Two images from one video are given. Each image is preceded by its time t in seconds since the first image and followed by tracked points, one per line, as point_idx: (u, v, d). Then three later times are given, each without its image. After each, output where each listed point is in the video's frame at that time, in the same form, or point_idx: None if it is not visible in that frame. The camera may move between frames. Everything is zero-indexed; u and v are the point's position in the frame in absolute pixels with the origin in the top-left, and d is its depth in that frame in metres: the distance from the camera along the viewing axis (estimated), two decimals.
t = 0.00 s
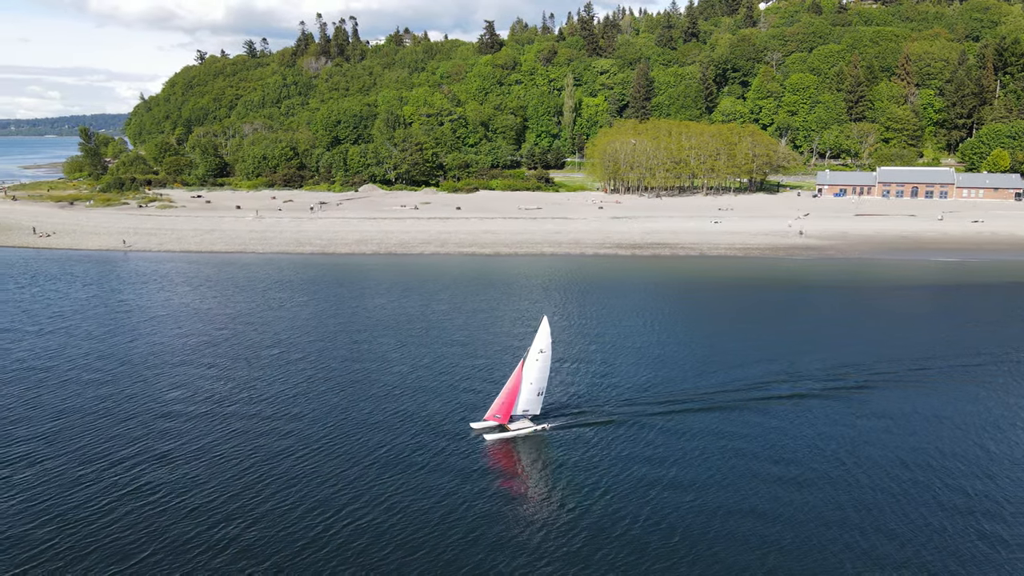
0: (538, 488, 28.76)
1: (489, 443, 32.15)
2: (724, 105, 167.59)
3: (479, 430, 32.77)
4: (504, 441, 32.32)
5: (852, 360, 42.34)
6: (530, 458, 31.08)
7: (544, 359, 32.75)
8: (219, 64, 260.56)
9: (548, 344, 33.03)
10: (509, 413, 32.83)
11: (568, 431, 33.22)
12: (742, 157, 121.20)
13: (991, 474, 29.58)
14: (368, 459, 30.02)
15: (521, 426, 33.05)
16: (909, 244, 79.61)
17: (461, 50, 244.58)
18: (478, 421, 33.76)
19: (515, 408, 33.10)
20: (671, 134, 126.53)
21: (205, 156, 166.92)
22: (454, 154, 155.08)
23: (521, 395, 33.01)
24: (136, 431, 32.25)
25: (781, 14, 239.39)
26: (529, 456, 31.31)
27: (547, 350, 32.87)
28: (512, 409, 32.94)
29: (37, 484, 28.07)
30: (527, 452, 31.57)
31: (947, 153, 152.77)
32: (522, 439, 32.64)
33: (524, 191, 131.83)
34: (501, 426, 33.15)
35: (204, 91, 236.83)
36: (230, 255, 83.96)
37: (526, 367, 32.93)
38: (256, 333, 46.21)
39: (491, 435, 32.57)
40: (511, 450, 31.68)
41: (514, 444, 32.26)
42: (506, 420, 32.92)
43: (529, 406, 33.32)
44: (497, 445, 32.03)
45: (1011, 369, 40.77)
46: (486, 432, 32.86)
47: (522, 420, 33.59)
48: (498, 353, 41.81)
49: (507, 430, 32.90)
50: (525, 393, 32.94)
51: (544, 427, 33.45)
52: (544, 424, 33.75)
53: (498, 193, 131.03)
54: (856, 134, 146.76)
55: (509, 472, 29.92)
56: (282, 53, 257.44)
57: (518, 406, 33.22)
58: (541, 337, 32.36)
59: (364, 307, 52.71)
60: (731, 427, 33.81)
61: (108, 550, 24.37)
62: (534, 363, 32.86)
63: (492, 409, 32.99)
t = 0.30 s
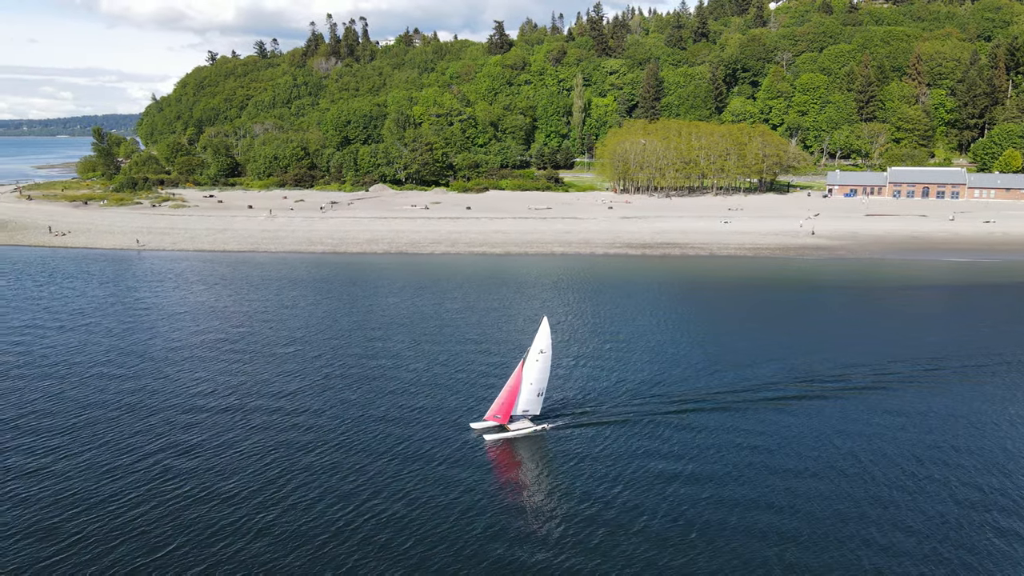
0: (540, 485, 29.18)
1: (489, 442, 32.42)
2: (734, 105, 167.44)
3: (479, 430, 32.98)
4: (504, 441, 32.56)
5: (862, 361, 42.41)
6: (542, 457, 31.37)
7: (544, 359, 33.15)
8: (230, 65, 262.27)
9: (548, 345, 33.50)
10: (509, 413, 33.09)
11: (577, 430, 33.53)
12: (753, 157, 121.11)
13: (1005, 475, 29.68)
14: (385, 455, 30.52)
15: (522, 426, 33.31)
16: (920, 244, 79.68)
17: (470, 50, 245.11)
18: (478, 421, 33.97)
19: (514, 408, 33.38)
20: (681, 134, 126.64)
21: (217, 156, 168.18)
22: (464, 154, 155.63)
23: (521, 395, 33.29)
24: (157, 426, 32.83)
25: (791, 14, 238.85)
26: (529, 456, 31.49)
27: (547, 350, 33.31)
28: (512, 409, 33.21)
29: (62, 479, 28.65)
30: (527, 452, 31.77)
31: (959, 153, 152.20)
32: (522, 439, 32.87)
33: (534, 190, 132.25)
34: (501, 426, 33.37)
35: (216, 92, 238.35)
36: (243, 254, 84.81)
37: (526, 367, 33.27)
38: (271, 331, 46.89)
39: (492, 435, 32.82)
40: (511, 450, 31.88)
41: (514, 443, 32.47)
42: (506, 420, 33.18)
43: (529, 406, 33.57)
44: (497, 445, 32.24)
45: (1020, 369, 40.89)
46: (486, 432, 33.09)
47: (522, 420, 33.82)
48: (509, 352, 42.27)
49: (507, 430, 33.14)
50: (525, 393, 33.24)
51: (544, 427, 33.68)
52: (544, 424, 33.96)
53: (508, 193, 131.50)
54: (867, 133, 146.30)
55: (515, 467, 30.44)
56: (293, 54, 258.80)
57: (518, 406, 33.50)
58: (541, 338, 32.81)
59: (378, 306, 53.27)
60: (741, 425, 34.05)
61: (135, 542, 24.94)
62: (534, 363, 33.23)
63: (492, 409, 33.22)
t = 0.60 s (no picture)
0: (539, 482, 29.36)
1: (488, 441, 32.59)
2: (743, 105, 167.32)
3: (478, 430, 33.03)
4: (504, 441, 32.63)
5: (869, 360, 42.48)
6: (553, 454, 31.68)
7: (543, 359, 33.34)
8: (241, 65, 263.89)
9: (547, 345, 33.75)
10: (509, 413, 33.11)
11: (587, 427, 33.82)
12: (762, 157, 121.06)
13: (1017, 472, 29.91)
14: (401, 452, 30.93)
15: (521, 426, 33.38)
16: (930, 244, 79.73)
17: (479, 51, 245.64)
18: (478, 421, 34.02)
19: (514, 408, 33.44)
20: (690, 134, 126.76)
21: (228, 156, 169.34)
22: (473, 154, 156.14)
23: (520, 395, 33.37)
24: (177, 422, 33.40)
25: (801, 13, 238.31)
26: (528, 455, 31.59)
27: (546, 350, 33.55)
28: (511, 409, 33.23)
29: (86, 472, 29.23)
30: (526, 452, 31.85)
31: (970, 153, 151.64)
32: (521, 439, 32.94)
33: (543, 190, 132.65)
34: (501, 426, 33.39)
35: (226, 92, 239.72)
36: (255, 253, 85.56)
37: (526, 367, 33.40)
38: (287, 329, 47.49)
39: (490, 435, 32.86)
40: (511, 450, 31.97)
41: (513, 444, 32.54)
42: (506, 420, 33.19)
43: (529, 406, 33.66)
44: (496, 445, 32.31)
45: None
46: (484, 432, 33.13)
47: (522, 421, 33.83)
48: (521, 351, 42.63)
49: (507, 430, 33.17)
50: (524, 393, 33.33)
51: (544, 427, 33.76)
52: (543, 424, 34.05)
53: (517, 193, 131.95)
54: (877, 133, 145.93)
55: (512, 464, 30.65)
56: (302, 55, 260.11)
57: (517, 406, 33.56)
58: (541, 338, 33.06)
59: (391, 305, 53.80)
60: (753, 423, 34.35)
61: (159, 534, 25.44)
62: (533, 363, 33.41)
63: (491, 409, 33.23)
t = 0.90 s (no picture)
0: (546, 481, 29.56)
1: (488, 441, 32.75)
2: (753, 105, 167.16)
3: (478, 430, 33.22)
4: (502, 441, 32.76)
5: (880, 360, 42.65)
6: (563, 450, 31.95)
7: (543, 359, 33.40)
8: (251, 66, 265.33)
9: (546, 345, 33.83)
10: (508, 413, 33.23)
11: (597, 425, 34.06)
12: (772, 157, 120.91)
13: None
14: (417, 449, 31.35)
15: (521, 426, 33.48)
16: (940, 245, 79.75)
17: (488, 51, 246.09)
18: (478, 421, 34.17)
19: (514, 407, 33.52)
20: (699, 134, 126.81)
21: (239, 156, 170.40)
22: (482, 154, 156.57)
23: (520, 395, 33.45)
24: (197, 418, 33.95)
25: (811, 13, 237.83)
26: (528, 455, 31.70)
27: (545, 350, 33.61)
28: (510, 408, 33.30)
29: (110, 467, 29.85)
30: (526, 452, 31.99)
31: (981, 153, 151.16)
32: (519, 439, 33.04)
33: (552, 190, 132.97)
34: (501, 426, 33.56)
35: (237, 92, 241.05)
36: (267, 253, 86.21)
37: (526, 366, 33.41)
38: (301, 327, 48.02)
39: (489, 434, 32.99)
40: (510, 450, 32.08)
41: (512, 444, 32.67)
42: (505, 420, 33.33)
43: (529, 406, 33.73)
44: (494, 445, 32.41)
45: None
46: (484, 432, 33.31)
47: (521, 421, 33.95)
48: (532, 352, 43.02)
49: (506, 430, 33.31)
50: (524, 393, 33.40)
51: (544, 427, 33.84)
52: (544, 424, 34.16)
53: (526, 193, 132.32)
54: (887, 133, 145.55)
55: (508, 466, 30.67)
56: (312, 56, 261.28)
57: (517, 406, 33.62)
58: (540, 337, 33.16)
59: (403, 303, 54.27)
60: (765, 422, 34.56)
61: (183, 526, 25.99)
62: (533, 362, 33.45)
63: (491, 409, 33.36)
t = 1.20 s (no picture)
0: (559, 477, 29.91)
1: (486, 440, 32.83)
2: (762, 105, 167.00)
3: (475, 430, 33.32)
4: (501, 441, 32.85)
5: (889, 360, 42.83)
6: (575, 447, 32.23)
7: (542, 359, 33.50)
8: (261, 66, 266.74)
9: (546, 345, 33.93)
10: (507, 412, 33.35)
11: (607, 423, 34.31)
12: (782, 158, 120.86)
13: None
14: (434, 446, 31.84)
15: (519, 425, 33.56)
16: (951, 245, 79.70)
17: (497, 51, 246.61)
18: (476, 420, 34.26)
19: (513, 407, 33.63)
20: (709, 134, 126.87)
21: (250, 156, 171.54)
22: (492, 154, 157.06)
23: (519, 394, 33.58)
24: (216, 415, 34.47)
25: (821, 13, 236.81)
26: (527, 454, 31.83)
27: (545, 350, 33.72)
28: (509, 408, 33.42)
29: (132, 462, 30.41)
30: (525, 451, 32.08)
31: (992, 154, 150.52)
32: (519, 439, 33.16)
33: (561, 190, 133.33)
34: (500, 425, 33.68)
35: (247, 93, 242.50)
36: (279, 252, 86.91)
37: (525, 366, 33.53)
38: (315, 325, 48.57)
39: (487, 434, 33.08)
40: (510, 450, 32.19)
41: (511, 443, 32.77)
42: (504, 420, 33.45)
43: (528, 406, 33.83)
44: (493, 445, 32.51)
45: None
46: (483, 432, 33.40)
47: (520, 420, 34.04)
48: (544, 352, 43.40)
49: (505, 430, 33.40)
50: (523, 392, 33.52)
51: (542, 427, 33.90)
52: (542, 424, 34.23)
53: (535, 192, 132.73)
54: (898, 133, 145.17)
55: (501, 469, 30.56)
56: (322, 56, 262.55)
57: (515, 406, 33.74)
58: (540, 337, 33.23)
59: (415, 302, 54.72)
60: (776, 421, 34.75)
61: (205, 520, 26.50)
62: (532, 362, 33.54)
63: (491, 409, 33.52)
